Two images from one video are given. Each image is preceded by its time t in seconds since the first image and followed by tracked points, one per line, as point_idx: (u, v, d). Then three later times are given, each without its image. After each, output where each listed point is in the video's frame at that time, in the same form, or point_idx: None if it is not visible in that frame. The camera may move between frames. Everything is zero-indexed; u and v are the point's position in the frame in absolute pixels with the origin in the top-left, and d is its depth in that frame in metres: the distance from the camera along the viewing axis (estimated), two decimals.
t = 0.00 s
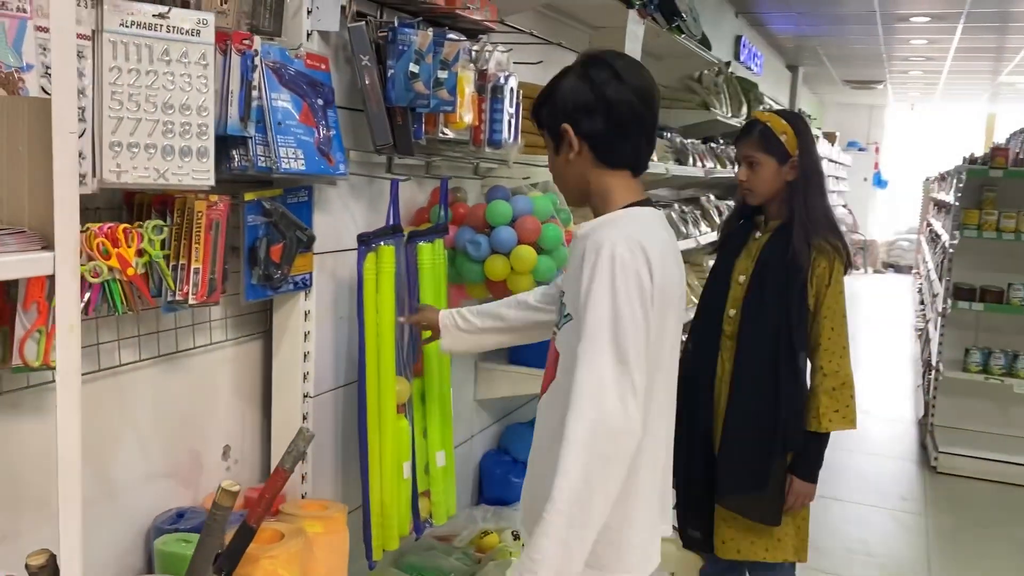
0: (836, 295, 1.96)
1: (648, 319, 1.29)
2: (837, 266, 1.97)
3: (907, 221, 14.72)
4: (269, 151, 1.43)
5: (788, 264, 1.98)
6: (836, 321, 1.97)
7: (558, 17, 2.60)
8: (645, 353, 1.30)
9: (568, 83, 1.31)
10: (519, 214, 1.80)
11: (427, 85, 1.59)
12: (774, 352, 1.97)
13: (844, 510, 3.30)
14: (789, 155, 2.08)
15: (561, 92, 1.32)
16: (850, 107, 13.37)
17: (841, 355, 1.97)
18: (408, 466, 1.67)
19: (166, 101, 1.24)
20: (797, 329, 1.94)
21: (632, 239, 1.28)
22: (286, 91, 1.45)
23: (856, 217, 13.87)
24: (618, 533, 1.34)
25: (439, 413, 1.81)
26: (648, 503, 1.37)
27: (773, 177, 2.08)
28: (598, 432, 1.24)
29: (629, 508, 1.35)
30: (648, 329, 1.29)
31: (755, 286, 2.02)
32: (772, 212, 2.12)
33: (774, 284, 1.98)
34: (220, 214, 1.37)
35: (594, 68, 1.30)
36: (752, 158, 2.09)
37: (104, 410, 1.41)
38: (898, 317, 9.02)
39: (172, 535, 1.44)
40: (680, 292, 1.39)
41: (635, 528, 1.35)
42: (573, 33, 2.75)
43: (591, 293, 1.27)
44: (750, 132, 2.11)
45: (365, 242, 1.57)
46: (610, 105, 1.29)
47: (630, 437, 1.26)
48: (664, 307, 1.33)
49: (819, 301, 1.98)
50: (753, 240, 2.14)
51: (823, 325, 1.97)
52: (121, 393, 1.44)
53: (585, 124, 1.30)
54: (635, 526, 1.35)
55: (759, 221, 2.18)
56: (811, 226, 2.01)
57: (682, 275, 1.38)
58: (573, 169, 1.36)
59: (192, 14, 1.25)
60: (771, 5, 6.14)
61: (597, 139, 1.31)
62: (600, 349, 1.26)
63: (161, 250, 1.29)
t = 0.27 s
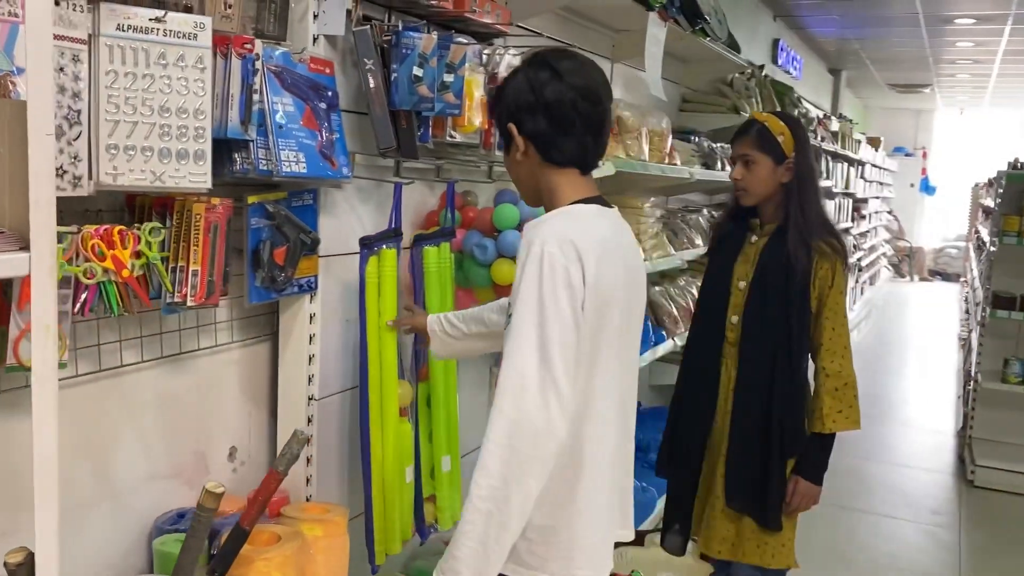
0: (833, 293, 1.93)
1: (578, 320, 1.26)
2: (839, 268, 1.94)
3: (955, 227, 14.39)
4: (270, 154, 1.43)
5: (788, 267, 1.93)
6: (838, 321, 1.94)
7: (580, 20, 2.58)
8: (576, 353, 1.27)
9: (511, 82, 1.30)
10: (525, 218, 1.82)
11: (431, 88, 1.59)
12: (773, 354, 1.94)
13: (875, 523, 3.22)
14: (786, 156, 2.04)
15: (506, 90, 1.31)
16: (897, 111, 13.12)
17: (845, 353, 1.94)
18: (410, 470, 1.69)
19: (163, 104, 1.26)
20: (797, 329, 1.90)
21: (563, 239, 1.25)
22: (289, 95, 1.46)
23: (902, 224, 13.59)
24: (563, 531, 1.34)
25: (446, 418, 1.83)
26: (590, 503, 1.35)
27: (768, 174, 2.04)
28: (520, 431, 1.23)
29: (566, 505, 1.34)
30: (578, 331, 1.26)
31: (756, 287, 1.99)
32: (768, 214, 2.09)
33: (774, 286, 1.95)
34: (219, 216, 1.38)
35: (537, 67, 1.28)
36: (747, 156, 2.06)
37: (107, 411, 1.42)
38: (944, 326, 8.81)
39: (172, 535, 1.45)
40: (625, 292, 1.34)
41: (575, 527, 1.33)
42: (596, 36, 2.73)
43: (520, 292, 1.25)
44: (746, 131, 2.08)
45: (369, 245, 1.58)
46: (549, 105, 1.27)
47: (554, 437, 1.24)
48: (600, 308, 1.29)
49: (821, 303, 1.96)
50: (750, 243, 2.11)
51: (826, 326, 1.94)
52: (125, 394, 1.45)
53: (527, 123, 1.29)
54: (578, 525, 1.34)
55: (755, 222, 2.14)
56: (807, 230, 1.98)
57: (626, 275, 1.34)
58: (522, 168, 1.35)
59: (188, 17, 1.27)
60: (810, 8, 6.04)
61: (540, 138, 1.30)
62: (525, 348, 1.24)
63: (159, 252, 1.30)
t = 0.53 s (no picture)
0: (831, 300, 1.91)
1: (559, 322, 1.26)
2: (836, 272, 1.92)
3: (994, 233, 14.12)
4: (262, 156, 1.45)
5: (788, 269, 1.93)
6: (836, 327, 1.91)
7: (590, 24, 2.57)
8: (557, 354, 1.28)
9: (495, 87, 1.30)
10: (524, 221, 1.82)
11: (424, 91, 1.61)
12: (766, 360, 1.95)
13: (892, 533, 3.17)
14: (801, 158, 2.05)
15: (490, 96, 1.30)
16: (933, 115, 12.93)
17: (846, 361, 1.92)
18: (393, 477, 1.69)
19: (152, 107, 1.28)
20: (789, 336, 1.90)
21: (544, 242, 1.25)
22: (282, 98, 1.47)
23: (938, 229, 13.37)
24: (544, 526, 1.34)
25: (447, 420, 1.82)
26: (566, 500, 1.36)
27: (786, 175, 2.04)
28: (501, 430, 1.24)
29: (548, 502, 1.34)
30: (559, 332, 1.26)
31: (750, 292, 2.00)
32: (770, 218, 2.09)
33: (770, 290, 1.95)
34: (209, 219, 1.40)
35: (521, 72, 1.29)
36: (765, 154, 2.04)
37: (102, 409, 1.45)
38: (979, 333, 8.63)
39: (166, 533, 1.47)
40: (604, 294, 1.35)
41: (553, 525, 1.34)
42: (608, 39, 2.72)
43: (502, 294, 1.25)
44: (761, 131, 2.08)
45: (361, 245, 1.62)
46: (536, 109, 1.28)
47: (537, 436, 1.24)
48: (580, 310, 1.30)
49: (817, 309, 1.93)
50: (750, 244, 2.12)
51: (823, 334, 1.92)
52: (122, 392, 1.47)
53: (514, 128, 1.29)
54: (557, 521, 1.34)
55: (757, 225, 2.14)
56: (813, 233, 1.97)
57: (605, 278, 1.35)
58: (507, 173, 1.34)
59: (177, 21, 1.29)
60: (838, 11, 5.98)
61: (527, 143, 1.30)
62: (507, 349, 1.25)
63: (149, 253, 1.33)
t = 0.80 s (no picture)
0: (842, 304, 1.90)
1: (588, 326, 1.29)
2: (846, 277, 1.92)
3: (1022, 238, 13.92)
4: (258, 163, 1.47)
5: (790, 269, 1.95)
6: (855, 332, 1.90)
7: (597, 30, 2.58)
8: (586, 357, 1.30)
9: (509, 100, 1.31)
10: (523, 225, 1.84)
11: (420, 98, 1.63)
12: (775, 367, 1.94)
13: (906, 541, 3.14)
14: (809, 162, 2.08)
15: (504, 109, 1.32)
16: (959, 118, 12.78)
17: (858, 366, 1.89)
18: (383, 486, 1.64)
19: (148, 115, 1.31)
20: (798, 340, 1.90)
21: (571, 250, 1.28)
22: (279, 105, 1.50)
23: (965, 233, 13.20)
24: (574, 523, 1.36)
25: (446, 422, 1.81)
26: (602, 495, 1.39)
27: (792, 178, 2.06)
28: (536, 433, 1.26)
29: (584, 499, 1.37)
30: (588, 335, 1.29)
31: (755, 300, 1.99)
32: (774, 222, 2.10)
33: (777, 294, 1.95)
34: (205, 224, 1.43)
35: (532, 85, 1.31)
36: (772, 154, 2.08)
37: (103, 411, 1.48)
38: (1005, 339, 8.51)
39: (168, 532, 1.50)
40: (627, 294, 1.39)
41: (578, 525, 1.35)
42: (616, 45, 2.73)
43: (532, 301, 1.28)
44: (768, 135, 2.12)
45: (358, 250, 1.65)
46: (552, 120, 1.30)
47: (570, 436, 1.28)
48: (605, 313, 1.33)
49: (828, 313, 1.92)
50: (753, 252, 2.11)
51: (840, 338, 1.90)
52: (122, 394, 1.50)
53: (532, 139, 1.31)
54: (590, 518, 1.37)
55: (760, 231, 2.13)
56: (821, 235, 1.99)
57: (627, 279, 1.38)
58: (522, 185, 1.35)
59: (173, 31, 1.32)
60: (858, 14, 5.94)
61: (544, 153, 1.31)
62: (539, 355, 1.27)
63: (146, 258, 1.36)
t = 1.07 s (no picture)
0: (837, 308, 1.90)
1: (612, 328, 1.32)
2: (847, 284, 1.92)
3: None
4: (256, 168, 1.49)
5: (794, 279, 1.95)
6: (842, 340, 1.89)
7: (600, 34, 2.59)
8: (610, 359, 1.34)
9: (530, 109, 1.34)
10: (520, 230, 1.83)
11: (417, 103, 1.64)
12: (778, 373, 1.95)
13: (912, 545, 3.13)
14: (807, 166, 2.09)
15: (525, 117, 1.34)
16: (973, 119, 12.70)
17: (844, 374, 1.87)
18: (388, 489, 1.65)
19: (147, 123, 1.33)
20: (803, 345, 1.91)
21: (597, 255, 1.31)
22: (277, 112, 1.52)
23: (979, 235, 13.12)
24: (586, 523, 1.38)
25: (444, 425, 1.82)
26: (622, 489, 1.42)
27: (789, 182, 2.06)
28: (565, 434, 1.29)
29: (609, 497, 1.40)
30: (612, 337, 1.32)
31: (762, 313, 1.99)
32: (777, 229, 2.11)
33: (779, 299, 1.96)
34: (203, 230, 1.45)
35: (550, 95, 1.35)
36: (769, 159, 2.08)
37: (105, 414, 1.50)
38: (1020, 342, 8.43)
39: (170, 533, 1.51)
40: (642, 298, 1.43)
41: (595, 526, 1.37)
42: (619, 50, 2.74)
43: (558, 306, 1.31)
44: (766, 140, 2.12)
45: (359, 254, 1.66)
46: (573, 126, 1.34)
47: (596, 436, 1.30)
48: (625, 314, 1.36)
49: (827, 319, 1.92)
50: (759, 263, 2.11)
51: (829, 344, 1.89)
52: (124, 397, 1.53)
53: (554, 145, 1.33)
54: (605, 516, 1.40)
55: (764, 241, 2.14)
56: (824, 241, 2.00)
57: (642, 280, 1.42)
58: (544, 194, 1.36)
59: (170, 41, 1.34)
60: (867, 16, 5.92)
61: (564, 159, 1.34)
62: (565, 358, 1.30)
63: (144, 263, 1.38)
